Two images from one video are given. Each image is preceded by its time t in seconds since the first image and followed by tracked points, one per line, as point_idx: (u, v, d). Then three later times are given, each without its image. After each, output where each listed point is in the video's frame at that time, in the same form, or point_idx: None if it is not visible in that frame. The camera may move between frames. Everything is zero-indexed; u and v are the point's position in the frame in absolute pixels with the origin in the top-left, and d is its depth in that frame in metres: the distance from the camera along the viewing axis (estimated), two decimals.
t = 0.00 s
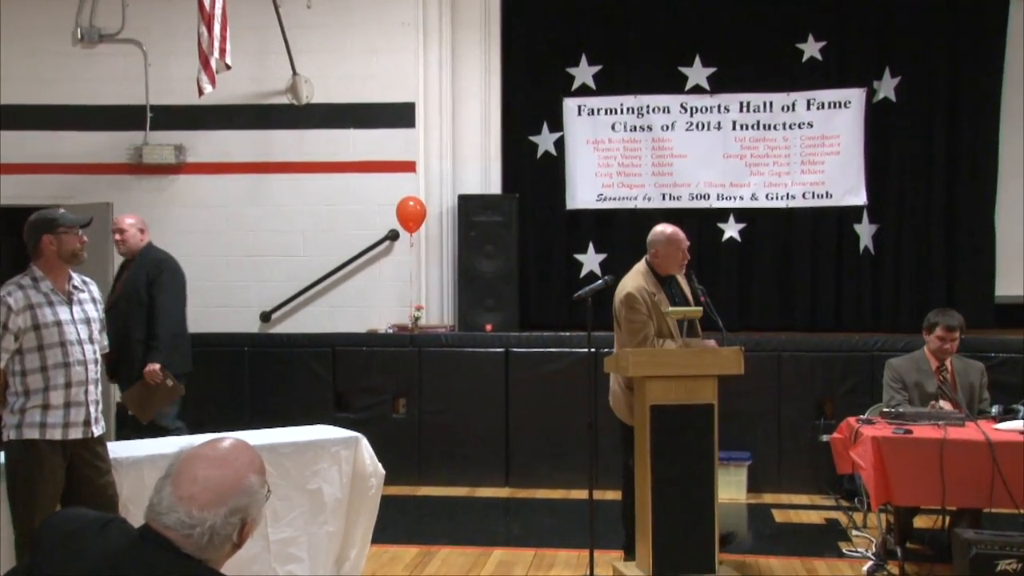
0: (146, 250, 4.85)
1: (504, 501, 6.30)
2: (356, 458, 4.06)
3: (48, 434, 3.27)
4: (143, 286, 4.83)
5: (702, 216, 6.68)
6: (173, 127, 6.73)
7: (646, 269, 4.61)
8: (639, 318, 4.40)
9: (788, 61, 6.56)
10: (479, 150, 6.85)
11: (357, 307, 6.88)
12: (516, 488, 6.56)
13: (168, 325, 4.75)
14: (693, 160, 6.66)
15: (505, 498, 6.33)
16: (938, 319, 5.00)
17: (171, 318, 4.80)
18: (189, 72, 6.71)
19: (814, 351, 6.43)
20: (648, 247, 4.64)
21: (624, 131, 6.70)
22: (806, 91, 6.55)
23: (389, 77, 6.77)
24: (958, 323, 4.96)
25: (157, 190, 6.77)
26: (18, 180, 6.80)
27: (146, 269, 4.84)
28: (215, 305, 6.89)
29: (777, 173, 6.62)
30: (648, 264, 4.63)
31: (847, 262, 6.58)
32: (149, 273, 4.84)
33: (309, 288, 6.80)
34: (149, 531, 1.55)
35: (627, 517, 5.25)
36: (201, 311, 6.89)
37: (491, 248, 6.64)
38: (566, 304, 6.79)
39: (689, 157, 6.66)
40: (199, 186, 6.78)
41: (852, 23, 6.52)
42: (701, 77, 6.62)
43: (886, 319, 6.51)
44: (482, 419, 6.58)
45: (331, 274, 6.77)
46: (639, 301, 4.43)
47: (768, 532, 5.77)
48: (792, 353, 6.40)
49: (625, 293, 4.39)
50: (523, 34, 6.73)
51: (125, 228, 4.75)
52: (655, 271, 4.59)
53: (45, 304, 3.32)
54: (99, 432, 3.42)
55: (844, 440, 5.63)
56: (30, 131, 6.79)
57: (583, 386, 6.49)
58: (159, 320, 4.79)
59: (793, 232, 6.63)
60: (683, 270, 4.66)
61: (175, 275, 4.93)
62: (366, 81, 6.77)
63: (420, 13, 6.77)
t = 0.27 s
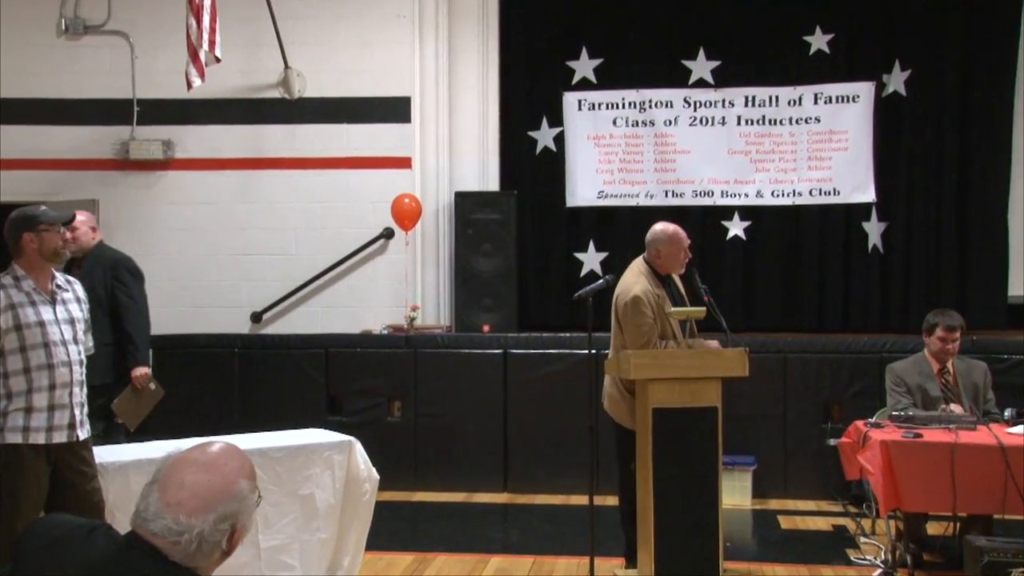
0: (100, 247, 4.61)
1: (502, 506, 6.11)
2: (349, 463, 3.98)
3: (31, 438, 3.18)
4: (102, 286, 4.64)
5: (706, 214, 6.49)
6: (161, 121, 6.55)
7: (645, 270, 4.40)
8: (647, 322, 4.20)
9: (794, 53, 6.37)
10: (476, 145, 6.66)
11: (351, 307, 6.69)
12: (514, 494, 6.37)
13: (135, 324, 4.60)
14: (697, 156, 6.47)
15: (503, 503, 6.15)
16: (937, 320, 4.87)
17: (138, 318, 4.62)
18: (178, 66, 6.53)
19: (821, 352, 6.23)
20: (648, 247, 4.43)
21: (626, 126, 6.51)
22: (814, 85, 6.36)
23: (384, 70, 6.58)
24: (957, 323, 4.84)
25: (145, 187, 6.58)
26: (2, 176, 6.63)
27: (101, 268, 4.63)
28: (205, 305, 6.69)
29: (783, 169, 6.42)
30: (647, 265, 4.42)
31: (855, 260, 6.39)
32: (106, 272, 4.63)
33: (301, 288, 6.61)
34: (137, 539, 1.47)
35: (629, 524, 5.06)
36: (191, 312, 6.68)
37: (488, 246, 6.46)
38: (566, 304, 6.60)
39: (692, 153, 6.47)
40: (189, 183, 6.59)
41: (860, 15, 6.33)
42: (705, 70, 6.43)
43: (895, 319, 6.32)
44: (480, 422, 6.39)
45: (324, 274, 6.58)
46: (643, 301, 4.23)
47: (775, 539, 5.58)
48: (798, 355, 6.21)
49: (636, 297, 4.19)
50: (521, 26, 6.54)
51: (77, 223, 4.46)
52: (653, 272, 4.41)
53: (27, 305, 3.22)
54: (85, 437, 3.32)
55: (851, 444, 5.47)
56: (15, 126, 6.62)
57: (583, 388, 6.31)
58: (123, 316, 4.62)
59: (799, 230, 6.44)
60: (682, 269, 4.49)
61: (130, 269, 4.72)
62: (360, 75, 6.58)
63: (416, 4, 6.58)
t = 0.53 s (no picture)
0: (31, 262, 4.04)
1: (496, 513, 5.92)
2: (340, 469, 3.82)
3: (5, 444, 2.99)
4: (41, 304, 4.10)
5: (706, 211, 6.30)
6: (145, 116, 6.37)
7: (640, 269, 4.20)
8: (646, 325, 4.02)
9: (796, 46, 6.20)
10: (469, 141, 6.47)
11: (340, 308, 6.49)
12: (508, 499, 6.18)
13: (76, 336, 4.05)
14: (697, 151, 6.29)
15: (497, 510, 5.95)
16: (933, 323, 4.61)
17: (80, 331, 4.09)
18: (162, 59, 6.34)
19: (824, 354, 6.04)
20: (642, 245, 4.23)
21: (624, 121, 6.33)
22: (817, 78, 6.18)
23: (374, 64, 6.39)
24: (956, 325, 4.59)
25: (128, 183, 6.39)
26: None
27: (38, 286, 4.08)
28: (190, 305, 6.49)
29: (786, 165, 6.24)
30: (643, 265, 4.23)
31: (859, 259, 6.22)
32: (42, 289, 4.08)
33: (288, 287, 6.41)
34: (120, 547, 1.38)
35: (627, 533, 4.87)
36: (176, 312, 6.48)
37: (481, 244, 6.27)
38: (562, 304, 6.42)
39: (692, 148, 6.29)
40: (173, 179, 6.40)
41: (864, 7, 6.16)
42: (705, 63, 6.25)
43: (901, 320, 6.15)
44: (473, 426, 6.20)
45: (312, 273, 6.38)
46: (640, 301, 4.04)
47: (778, 546, 5.39)
48: (800, 356, 6.03)
49: (635, 299, 4.00)
50: (516, 19, 6.36)
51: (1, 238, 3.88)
52: (650, 271, 4.22)
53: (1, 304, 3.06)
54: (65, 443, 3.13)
55: (854, 448, 5.29)
56: None
57: (579, 391, 6.12)
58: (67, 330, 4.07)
59: (802, 228, 6.25)
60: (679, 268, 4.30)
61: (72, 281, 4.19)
62: (349, 67, 6.39)
63: None
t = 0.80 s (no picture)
0: None
1: (483, 519, 5.73)
2: (319, 476, 3.69)
3: None
4: None
5: (699, 208, 6.13)
6: (120, 109, 6.16)
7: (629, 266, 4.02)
8: (635, 324, 3.83)
9: (791, 39, 6.03)
10: (456, 136, 6.28)
11: (322, 308, 6.29)
12: (496, 505, 5.99)
13: None
14: (690, 147, 6.11)
15: (484, 516, 5.77)
16: (937, 326, 4.34)
17: None
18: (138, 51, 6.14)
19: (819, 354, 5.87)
20: (632, 242, 4.06)
21: (615, 115, 6.14)
22: (813, 72, 6.01)
23: (358, 56, 6.20)
24: (960, 329, 4.33)
25: (103, 179, 6.19)
26: None
27: None
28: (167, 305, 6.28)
29: (781, 161, 6.07)
30: (631, 261, 4.04)
31: (855, 258, 6.06)
32: None
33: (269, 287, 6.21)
34: (91, 557, 1.30)
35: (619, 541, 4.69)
36: (152, 312, 6.27)
37: (467, 243, 6.08)
38: (551, 304, 6.23)
39: (685, 144, 6.11)
40: (149, 175, 6.19)
41: None
42: (699, 56, 6.08)
43: (898, 320, 5.99)
44: (459, 430, 6.01)
45: (293, 273, 6.18)
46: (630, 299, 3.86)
47: (773, 552, 5.22)
48: (796, 358, 5.86)
49: (625, 296, 3.81)
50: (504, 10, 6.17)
51: None
52: (639, 269, 4.04)
53: None
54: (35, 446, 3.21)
55: (853, 452, 5.03)
56: None
57: (568, 394, 5.94)
58: None
59: (798, 227, 6.09)
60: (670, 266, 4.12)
61: None
62: (332, 60, 6.20)
63: None
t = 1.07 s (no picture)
0: None
1: (463, 526, 5.54)
2: (294, 483, 3.48)
3: None
4: None
5: (685, 205, 5.97)
6: (85, 102, 5.95)
7: (611, 265, 3.85)
8: (617, 326, 3.67)
9: (778, 32, 5.88)
10: (435, 131, 6.09)
11: (297, 308, 6.09)
12: (476, 512, 5.80)
13: None
14: (675, 143, 5.94)
15: (464, 523, 5.58)
16: (938, 328, 4.16)
17: None
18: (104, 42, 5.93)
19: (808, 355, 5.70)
20: (613, 240, 3.89)
21: (599, 110, 5.97)
22: (801, 66, 5.86)
23: (333, 49, 6.00)
24: (961, 331, 4.14)
25: (68, 175, 5.97)
26: None
27: None
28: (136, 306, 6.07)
29: (769, 157, 5.91)
30: (614, 260, 3.88)
31: (845, 256, 5.91)
32: None
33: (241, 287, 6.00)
34: (61, 565, 1.34)
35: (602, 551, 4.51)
36: (120, 313, 6.05)
37: (447, 240, 5.89)
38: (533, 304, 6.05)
39: (670, 139, 5.94)
40: (117, 170, 5.98)
41: None
42: (684, 49, 5.92)
43: (889, 320, 5.83)
44: (438, 434, 5.82)
45: (266, 272, 5.97)
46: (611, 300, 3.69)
47: (762, 559, 5.05)
48: (785, 359, 5.69)
49: (604, 297, 3.64)
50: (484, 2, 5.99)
51: None
52: (621, 268, 3.87)
53: None
54: None
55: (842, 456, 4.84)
56: None
57: (551, 397, 5.75)
58: None
59: (786, 224, 5.93)
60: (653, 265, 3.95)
61: None
62: (306, 52, 6.00)
63: None
